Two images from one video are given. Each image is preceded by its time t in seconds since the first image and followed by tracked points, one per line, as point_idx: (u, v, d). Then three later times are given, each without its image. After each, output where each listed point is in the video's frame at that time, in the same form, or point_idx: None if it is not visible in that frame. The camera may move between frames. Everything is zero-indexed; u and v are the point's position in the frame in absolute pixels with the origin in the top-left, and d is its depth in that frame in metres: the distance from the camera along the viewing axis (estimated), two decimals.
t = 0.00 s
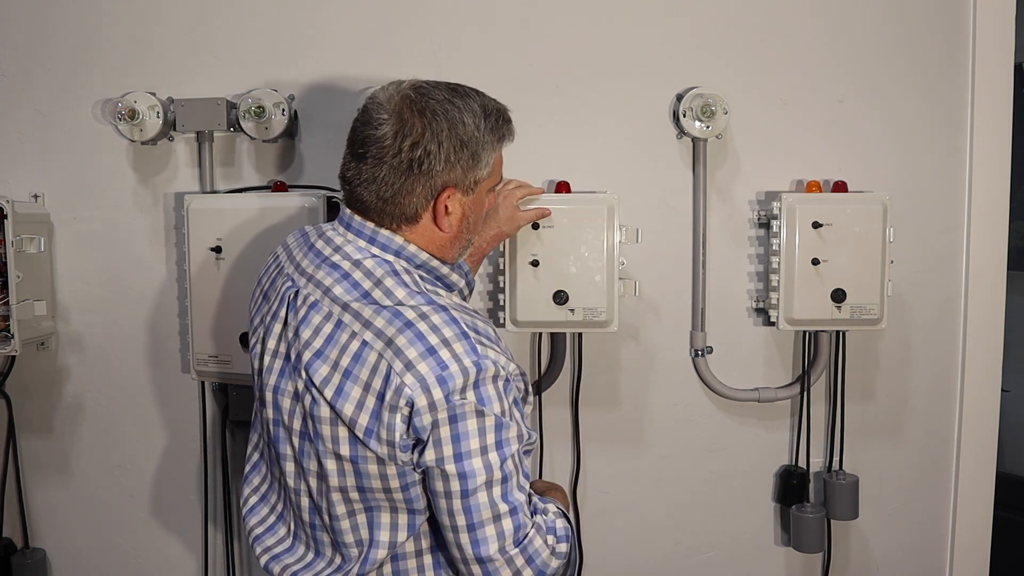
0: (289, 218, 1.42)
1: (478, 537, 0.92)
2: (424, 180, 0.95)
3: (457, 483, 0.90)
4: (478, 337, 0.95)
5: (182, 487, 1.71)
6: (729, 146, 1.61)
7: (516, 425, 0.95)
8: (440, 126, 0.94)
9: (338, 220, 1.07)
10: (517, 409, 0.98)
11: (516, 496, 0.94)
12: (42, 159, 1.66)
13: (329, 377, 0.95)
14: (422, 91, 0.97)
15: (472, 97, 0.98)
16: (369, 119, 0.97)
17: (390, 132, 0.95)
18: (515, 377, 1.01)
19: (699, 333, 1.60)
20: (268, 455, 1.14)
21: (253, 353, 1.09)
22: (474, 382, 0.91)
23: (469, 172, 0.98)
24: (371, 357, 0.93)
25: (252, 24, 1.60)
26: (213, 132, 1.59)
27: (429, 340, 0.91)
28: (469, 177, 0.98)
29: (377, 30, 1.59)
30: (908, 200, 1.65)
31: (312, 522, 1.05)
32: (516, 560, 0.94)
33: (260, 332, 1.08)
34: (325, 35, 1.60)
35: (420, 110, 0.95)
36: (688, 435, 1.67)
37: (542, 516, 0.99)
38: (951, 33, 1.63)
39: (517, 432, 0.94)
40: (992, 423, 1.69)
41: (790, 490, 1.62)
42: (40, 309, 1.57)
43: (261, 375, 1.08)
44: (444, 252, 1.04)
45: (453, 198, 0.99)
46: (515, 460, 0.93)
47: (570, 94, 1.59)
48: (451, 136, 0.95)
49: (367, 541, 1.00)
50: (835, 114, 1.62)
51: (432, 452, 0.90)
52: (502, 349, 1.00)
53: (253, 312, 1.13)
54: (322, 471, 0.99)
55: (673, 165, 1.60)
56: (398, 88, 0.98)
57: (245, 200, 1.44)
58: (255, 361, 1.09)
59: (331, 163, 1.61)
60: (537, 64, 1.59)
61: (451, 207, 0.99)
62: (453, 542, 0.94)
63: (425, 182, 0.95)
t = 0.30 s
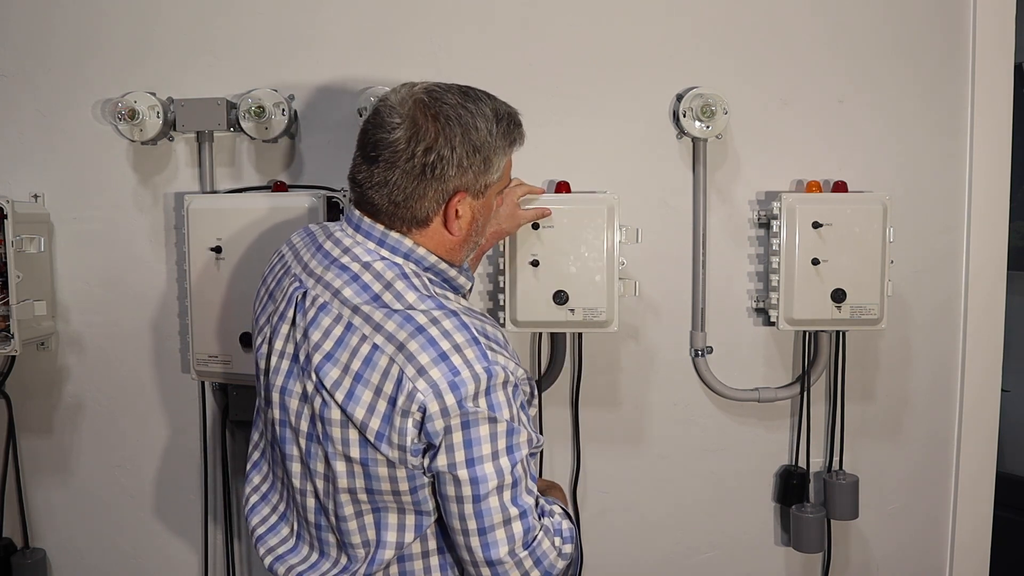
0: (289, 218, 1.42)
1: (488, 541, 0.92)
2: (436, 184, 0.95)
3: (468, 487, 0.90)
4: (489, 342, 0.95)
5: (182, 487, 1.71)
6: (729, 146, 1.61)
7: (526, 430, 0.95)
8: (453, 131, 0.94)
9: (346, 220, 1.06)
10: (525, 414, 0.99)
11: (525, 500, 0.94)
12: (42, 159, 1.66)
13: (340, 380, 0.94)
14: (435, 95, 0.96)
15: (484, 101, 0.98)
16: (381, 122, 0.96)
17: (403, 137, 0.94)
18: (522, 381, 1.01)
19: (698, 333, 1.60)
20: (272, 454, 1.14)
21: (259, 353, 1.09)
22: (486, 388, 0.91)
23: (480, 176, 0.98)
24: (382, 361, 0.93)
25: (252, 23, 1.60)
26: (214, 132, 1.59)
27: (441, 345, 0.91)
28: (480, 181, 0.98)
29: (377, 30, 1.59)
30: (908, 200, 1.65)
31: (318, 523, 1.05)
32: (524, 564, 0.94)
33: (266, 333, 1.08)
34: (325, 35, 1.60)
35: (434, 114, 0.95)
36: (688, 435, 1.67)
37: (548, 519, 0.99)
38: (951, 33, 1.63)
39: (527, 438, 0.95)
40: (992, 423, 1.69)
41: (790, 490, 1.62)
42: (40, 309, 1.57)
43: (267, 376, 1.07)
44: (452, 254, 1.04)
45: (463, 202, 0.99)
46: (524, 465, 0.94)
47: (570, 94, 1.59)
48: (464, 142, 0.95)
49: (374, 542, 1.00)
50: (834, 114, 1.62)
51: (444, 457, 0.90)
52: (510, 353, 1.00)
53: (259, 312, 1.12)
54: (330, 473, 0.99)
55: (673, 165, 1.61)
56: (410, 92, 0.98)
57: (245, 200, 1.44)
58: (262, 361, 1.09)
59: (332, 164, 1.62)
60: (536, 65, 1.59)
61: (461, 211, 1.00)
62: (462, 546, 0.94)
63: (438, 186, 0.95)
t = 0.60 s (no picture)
0: (290, 218, 1.42)
1: (484, 542, 0.92)
2: (439, 185, 0.95)
3: (465, 488, 0.90)
4: (487, 343, 0.95)
5: (182, 487, 1.71)
6: (729, 146, 1.61)
7: (524, 431, 0.95)
8: (457, 133, 0.94)
9: (347, 220, 1.06)
10: (523, 416, 0.99)
11: (522, 502, 0.94)
12: (42, 159, 1.66)
13: (338, 379, 0.94)
14: (439, 96, 0.96)
15: (488, 103, 0.98)
16: (385, 122, 0.96)
17: (406, 137, 0.94)
18: (521, 383, 1.01)
19: (699, 333, 1.60)
20: (271, 454, 1.14)
21: (259, 352, 1.09)
22: (483, 388, 0.91)
23: (482, 178, 0.98)
24: (380, 361, 0.93)
25: (252, 23, 1.60)
26: (214, 132, 1.59)
27: (439, 345, 0.91)
28: (483, 183, 0.98)
29: (377, 30, 1.59)
30: (908, 200, 1.65)
31: (315, 523, 1.05)
32: (520, 565, 0.94)
33: (266, 332, 1.08)
34: (325, 35, 1.60)
35: (437, 115, 0.95)
36: (688, 435, 1.67)
37: (546, 522, 0.99)
38: (951, 33, 1.63)
39: (524, 439, 0.94)
40: (992, 423, 1.69)
41: (790, 490, 1.63)
42: (40, 309, 1.57)
43: (267, 374, 1.07)
44: (453, 255, 1.04)
45: (465, 203, 0.99)
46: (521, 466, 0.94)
47: (570, 94, 1.59)
48: (467, 143, 0.95)
49: (370, 542, 1.00)
50: (834, 114, 1.62)
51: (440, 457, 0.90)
52: (509, 355, 1.00)
53: (259, 311, 1.12)
54: (327, 472, 0.99)
55: (673, 165, 1.61)
56: (414, 92, 0.98)
57: (245, 200, 1.44)
58: (261, 360, 1.09)
59: (332, 163, 1.62)
60: (536, 65, 1.59)
61: (462, 212, 1.00)
62: (458, 546, 0.94)
63: (440, 187, 0.95)
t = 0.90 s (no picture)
0: (289, 218, 1.42)
1: (475, 543, 0.92)
2: (436, 184, 0.95)
3: (455, 488, 0.90)
4: (480, 343, 0.95)
5: (182, 487, 1.71)
6: (729, 146, 1.61)
7: (516, 432, 0.95)
8: (455, 132, 0.94)
9: (344, 220, 1.07)
10: (516, 417, 0.98)
11: (513, 503, 0.94)
12: (42, 159, 1.66)
13: (330, 379, 0.94)
14: (439, 95, 0.96)
15: (488, 104, 0.98)
16: (384, 120, 0.96)
17: (405, 135, 0.94)
18: (515, 383, 1.01)
19: (699, 333, 1.60)
20: (267, 454, 1.14)
21: (255, 352, 1.09)
22: (474, 388, 0.91)
23: (479, 179, 0.98)
24: (371, 360, 0.93)
25: (252, 24, 1.60)
26: (213, 132, 1.59)
27: (430, 344, 0.91)
28: (479, 184, 0.98)
29: (377, 31, 1.59)
30: (908, 200, 1.65)
31: (309, 524, 1.05)
32: (512, 567, 0.94)
33: (262, 332, 1.08)
34: (325, 36, 1.60)
35: (436, 114, 0.95)
36: (688, 435, 1.67)
37: (538, 523, 0.99)
38: (951, 33, 1.63)
39: (516, 440, 0.94)
40: (992, 423, 1.69)
41: (790, 490, 1.62)
42: (40, 309, 1.57)
43: (262, 374, 1.08)
44: (449, 255, 1.04)
45: (461, 204, 0.99)
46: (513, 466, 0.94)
47: (570, 94, 1.59)
48: (465, 143, 0.95)
49: (364, 542, 1.00)
50: (834, 114, 1.62)
51: (430, 457, 0.90)
52: (503, 356, 1.00)
53: (256, 311, 1.12)
54: (320, 472, 0.99)
55: (672, 165, 1.61)
56: (415, 91, 0.98)
57: (245, 200, 1.44)
58: (257, 360, 1.09)
59: (332, 163, 1.62)
60: (536, 65, 1.59)
61: (458, 213, 1.00)
62: (449, 547, 0.94)
63: (436, 186, 0.95)
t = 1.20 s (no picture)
0: (289, 218, 1.42)
1: (476, 542, 0.92)
2: (436, 183, 0.95)
3: (457, 487, 0.90)
4: (480, 342, 0.95)
5: (183, 487, 1.71)
6: (729, 146, 1.61)
7: (517, 431, 0.95)
8: (456, 131, 0.94)
9: (342, 221, 1.06)
10: (517, 416, 0.99)
11: (515, 501, 0.94)
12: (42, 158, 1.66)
13: (330, 379, 0.94)
14: (440, 94, 0.96)
15: (488, 104, 0.98)
16: (385, 118, 0.96)
17: (406, 133, 0.94)
18: (514, 382, 1.01)
19: (699, 333, 1.60)
20: (266, 456, 1.14)
21: (254, 353, 1.09)
22: (475, 387, 0.91)
23: (479, 178, 0.98)
24: (372, 360, 0.93)
25: (252, 24, 1.60)
26: (213, 132, 1.59)
27: (431, 344, 0.91)
28: (480, 183, 0.98)
29: (377, 31, 1.59)
30: (908, 200, 1.65)
31: (310, 525, 1.05)
32: (514, 566, 0.94)
33: (261, 333, 1.08)
34: (325, 35, 1.60)
35: (437, 113, 0.95)
36: (688, 435, 1.67)
37: (539, 523, 0.99)
38: (951, 33, 1.63)
39: (517, 439, 0.94)
40: (992, 423, 1.69)
41: (790, 490, 1.62)
42: (40, 309, 1.57)
43: (261, 375, 1.07)
44: (447, 255, 1.04)
45: (461, 202, 0.99)
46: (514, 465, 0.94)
47: (570, 93, 1.59)
48: (466, 142, 0.95)
49: (364, 543, 1.00)
50: (834, 114, 1.62)
51: (432, 456, 0.90)
52: (502, 355, 1.00)
53: (254, 312, 1.12)
54: (320, 473, 0.99)
55: (672, 165, 1.61)
56: (415, 90, 0.98)
57: (245, 200, 1.44)
58: (256, 361, 1.09)
59: (331, 163, 1.62)
60: (536, 65, 1.59)
61: (458, 212, 1.00)
62: (451, 546, 0.94)
63: (437, 185, 0.96)
